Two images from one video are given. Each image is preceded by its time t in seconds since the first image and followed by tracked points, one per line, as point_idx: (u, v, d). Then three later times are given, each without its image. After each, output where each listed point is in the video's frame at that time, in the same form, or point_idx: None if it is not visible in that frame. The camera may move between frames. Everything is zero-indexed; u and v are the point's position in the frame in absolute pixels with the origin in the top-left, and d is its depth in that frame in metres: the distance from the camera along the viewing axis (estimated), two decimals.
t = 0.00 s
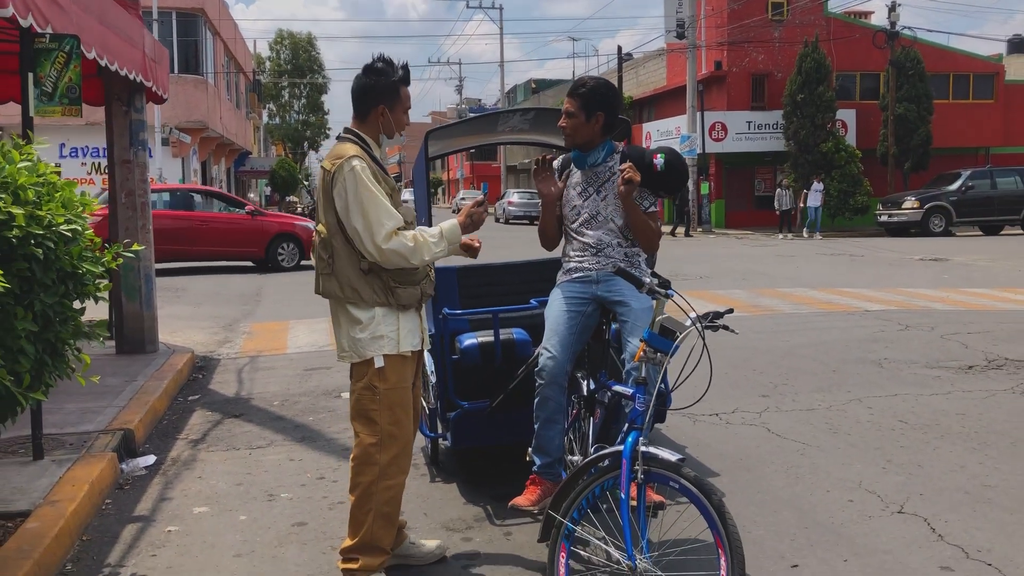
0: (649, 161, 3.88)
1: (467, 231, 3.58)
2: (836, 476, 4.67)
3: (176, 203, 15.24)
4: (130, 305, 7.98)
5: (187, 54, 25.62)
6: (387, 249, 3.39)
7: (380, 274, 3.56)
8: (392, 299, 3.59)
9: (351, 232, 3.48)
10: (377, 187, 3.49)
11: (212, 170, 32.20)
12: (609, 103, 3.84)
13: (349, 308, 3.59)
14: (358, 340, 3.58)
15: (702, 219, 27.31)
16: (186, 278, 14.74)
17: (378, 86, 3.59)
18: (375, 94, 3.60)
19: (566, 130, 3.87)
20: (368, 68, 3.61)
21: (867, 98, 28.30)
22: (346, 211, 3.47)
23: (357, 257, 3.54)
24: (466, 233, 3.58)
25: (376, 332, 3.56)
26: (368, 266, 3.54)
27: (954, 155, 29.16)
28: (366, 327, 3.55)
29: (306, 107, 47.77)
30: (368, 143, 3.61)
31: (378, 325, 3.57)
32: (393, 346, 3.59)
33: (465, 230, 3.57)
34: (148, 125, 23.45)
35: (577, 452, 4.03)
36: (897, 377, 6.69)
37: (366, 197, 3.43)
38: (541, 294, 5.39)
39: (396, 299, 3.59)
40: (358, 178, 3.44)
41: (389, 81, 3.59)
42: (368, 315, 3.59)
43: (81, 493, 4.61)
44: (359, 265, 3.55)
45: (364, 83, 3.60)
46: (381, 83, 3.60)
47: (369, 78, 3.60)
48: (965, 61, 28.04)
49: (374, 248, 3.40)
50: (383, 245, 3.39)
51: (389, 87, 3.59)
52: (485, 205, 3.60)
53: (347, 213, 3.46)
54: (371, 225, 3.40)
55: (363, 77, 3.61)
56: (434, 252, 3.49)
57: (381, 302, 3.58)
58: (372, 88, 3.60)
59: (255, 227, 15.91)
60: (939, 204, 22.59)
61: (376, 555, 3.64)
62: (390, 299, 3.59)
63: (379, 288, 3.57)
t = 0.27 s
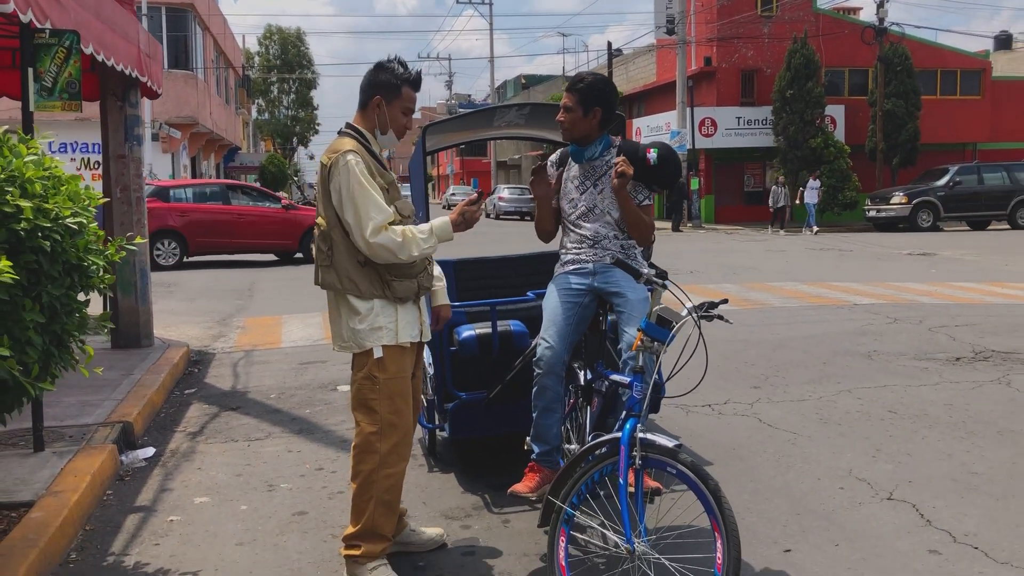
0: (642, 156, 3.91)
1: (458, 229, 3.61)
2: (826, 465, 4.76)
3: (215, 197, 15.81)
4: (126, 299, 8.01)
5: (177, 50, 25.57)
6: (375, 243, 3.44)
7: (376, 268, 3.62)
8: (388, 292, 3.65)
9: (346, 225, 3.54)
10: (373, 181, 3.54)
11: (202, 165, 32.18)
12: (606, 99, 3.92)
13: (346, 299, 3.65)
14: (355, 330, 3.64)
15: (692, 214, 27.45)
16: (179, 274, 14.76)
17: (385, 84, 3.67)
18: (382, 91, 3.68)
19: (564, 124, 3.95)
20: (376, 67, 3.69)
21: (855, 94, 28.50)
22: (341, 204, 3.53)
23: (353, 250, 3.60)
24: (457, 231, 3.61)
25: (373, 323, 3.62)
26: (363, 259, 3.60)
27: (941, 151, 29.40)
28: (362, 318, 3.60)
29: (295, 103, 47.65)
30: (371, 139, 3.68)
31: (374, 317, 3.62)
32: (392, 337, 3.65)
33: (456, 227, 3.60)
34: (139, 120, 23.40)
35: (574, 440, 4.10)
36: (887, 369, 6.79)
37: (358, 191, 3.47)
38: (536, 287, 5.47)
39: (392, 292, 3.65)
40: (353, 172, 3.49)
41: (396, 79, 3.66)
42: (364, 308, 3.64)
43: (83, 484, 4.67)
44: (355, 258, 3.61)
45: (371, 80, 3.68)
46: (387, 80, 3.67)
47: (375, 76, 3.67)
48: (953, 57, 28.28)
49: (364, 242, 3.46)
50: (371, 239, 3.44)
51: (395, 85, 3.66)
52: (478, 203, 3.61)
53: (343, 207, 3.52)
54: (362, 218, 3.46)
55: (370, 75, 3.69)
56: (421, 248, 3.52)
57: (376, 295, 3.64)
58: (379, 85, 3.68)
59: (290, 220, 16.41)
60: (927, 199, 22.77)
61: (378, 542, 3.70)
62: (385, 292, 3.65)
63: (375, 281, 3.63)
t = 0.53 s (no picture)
0: (631, 155, 3.94)
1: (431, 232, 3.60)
2: (815, 453, 4.84)
3: (255, 186, 16.19)
4: (120, 291, 8.03)
5: (167, 43, 25.51)
6: (344, 235, 3.49)
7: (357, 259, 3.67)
8: (367, 285, 3.69)
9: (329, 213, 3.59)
10: (363, 173, 3.58)
11: (192, 159, 32.14)
12: (604, 91, 3.98)
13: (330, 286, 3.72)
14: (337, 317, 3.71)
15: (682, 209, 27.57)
16: (170, 267, 14.76)
17: (396, 81, 3.71)
18: (392, 90, 3.73)
19: (561, 116, 4.01)
20: (391, 64, 3.73)
21: (844, 89, 28.67)
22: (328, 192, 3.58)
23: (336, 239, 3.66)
24: (429, 233, 3.59)
25: (349, 313, 3.67)
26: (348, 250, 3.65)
27: (929, 146, 29.60)
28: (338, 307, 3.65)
29: (285, 96, 47.54)
30: (375, 132, 3.72)
31: (349, 307, 3.67)
32: (378, 329, 3.69)
33: (428, 230, 3.58)
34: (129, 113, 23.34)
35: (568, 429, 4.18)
36: (874, 361, 6.89)
37: (339, 181, 3.51)
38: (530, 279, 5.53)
39: (367, 283, 3.68)
40: (341, 161, 3.53)
41: (406, 77, 3.70)
42: (342, 296, 3.69)
43: (81, 473, 4.71)
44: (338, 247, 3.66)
45: (383, 76, 3.73)
46: (399, 80, 3.71)
47: (388, 72, 3.72)
48: (941, 52, 28.43)
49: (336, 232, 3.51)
50: (341, 231, 3.49)
51: (404, 84, 3.71)
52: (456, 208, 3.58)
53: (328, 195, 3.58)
54: (338, 209, 3.51)
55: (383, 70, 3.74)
56: (387, 247, 3.53)
57: (357, 286, 3.68)
58: (391, 82, 3.72)
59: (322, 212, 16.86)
60: (915, 194, 22.96)
61: (373, 530, 3.75)
62: (365, 284, 3.69)
63: (355, 271, 3.68)
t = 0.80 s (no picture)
0: (621, 153, 3.98)
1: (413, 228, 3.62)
2: (805, 443, 4.90)
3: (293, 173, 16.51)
4: (114, 281, 8.04)
5: (159, 32, 25.39)
6: (325, 220, 3.51)
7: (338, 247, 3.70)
8: (345, 274, 3.71)
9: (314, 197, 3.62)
10: (352, 160, 3.61)
11: (184, 149, 31.99)
12: (600, 85, 4.02)
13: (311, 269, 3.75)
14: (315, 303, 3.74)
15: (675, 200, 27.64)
16: (164, 257, 14.76)
17: (393, 71, 3.75)
18: (388, 78, 3.76)
19: (560, 108, 4.05)
20: (385, 54, 3.77)
21: (837, 81, 28.70)
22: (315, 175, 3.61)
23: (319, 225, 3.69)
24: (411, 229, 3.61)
25: (327, 301, 3.70)
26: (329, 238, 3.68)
27: (921, 139, 29.70)
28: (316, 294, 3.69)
29: (278, 86, 47.36)
30: (368, 121, 3.76)
31: (327, 294, 3.70)
32: (354, 321, 3.71)
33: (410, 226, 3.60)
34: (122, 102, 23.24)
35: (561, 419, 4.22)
36: (864, 352, 6.96)
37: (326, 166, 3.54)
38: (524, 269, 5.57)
39: (346, 272, 3.70)
40: (331, 145, 3.56)
41: (402, 67, 3.73)
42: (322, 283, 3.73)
43: (78, 460, 4.75)
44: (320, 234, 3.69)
45: (379, 66, 3.76)
46: (396, 68, 3.75)
47: (384, 62, 3.75)
48: (934, 45, 28.49)
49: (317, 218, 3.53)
50: (322, 216, 3.51)
51: (400, 73, 3.74)
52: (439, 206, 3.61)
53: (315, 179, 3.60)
54: (323, 195, 3.53)
55: (380, 60, 3.77)
56: (368, 238, 3.55)
57: (335, 274, 3.71)
58: (387, 72, 3.75)
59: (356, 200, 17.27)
60: (907, 186, 23.05)
61: (353, 518, 3.80)
62: (343, 273, 3.71)
63: (334, 258, 3.70)
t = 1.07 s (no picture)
0: (623, 143, 4.05)
1: (413, 214, 3.71)
2: (795, 434, 4.95)
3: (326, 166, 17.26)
4: (111, 273, 8.07)
5: (157, 23, 25.37)
6: (328, 213, 3.56)
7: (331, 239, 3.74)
8: (338, 266, 3.76)
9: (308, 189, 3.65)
10: (346, 151, 3.65)
11: (182, 141, 32.00)
12: (592, 84, 3.96)
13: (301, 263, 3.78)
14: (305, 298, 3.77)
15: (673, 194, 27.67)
16: (162, 249, 14.80)
17: (373, 57, 3.78)
18: (369, 63, 3.79)
19: (557, 108, 4.01)
20: (362, 38, 3.79)
21: (835, 76, 28.70)
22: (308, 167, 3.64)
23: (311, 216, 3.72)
24: (411, 216, 3.71)
25: (321, 297, 3.74)
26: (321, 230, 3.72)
27: (919, 134, 29.72)
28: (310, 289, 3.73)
29: (276, 79, 47.30)
30: (353, 108, 3.79)
31: (319, 287, 3.75)
32: (345, 315, 3.76)
33: (410, 212, 3.70)
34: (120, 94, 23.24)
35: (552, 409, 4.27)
36: (857, 345, 7.00)
37: (323, 158, 3.57)
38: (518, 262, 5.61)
39: (340, 266, 3.76)
40: (325, 136, 3.59)
41: (383, 52, 3.77)
42: (316, 278, 3.76)
43: (74, 449, 4.79)
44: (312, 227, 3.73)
45: (360, 52, 3.78)
46: (373, 52, 3.78)
47: (365, 48, 3.78)
48: (933, 40, 28.51)
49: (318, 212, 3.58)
50: (325, 210, 3.56)
51: (381, 59, 3.78)
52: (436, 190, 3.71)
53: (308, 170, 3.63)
54: (323, 188, 3.58)
55: (360, 45, 3.79)
56: (372, 227, 3.62)
57: (327, 267, 3.75)
58: (367, 58, 3.78)
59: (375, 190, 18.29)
60: (905, 181, 23.11)
61: (343, 508, 3.84)
62: (336, 265, 3.76)
63: (326, 252, 3.75)
